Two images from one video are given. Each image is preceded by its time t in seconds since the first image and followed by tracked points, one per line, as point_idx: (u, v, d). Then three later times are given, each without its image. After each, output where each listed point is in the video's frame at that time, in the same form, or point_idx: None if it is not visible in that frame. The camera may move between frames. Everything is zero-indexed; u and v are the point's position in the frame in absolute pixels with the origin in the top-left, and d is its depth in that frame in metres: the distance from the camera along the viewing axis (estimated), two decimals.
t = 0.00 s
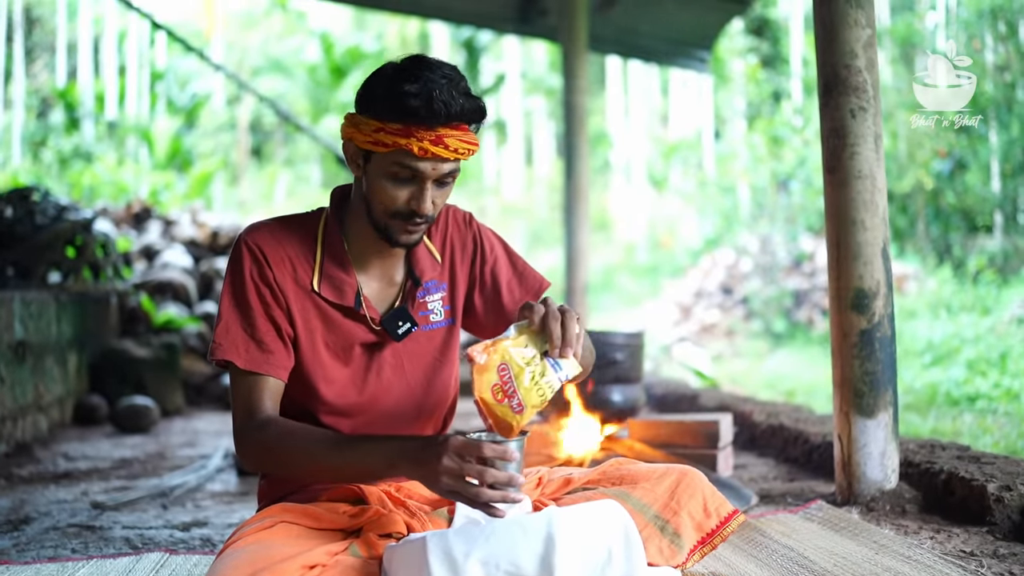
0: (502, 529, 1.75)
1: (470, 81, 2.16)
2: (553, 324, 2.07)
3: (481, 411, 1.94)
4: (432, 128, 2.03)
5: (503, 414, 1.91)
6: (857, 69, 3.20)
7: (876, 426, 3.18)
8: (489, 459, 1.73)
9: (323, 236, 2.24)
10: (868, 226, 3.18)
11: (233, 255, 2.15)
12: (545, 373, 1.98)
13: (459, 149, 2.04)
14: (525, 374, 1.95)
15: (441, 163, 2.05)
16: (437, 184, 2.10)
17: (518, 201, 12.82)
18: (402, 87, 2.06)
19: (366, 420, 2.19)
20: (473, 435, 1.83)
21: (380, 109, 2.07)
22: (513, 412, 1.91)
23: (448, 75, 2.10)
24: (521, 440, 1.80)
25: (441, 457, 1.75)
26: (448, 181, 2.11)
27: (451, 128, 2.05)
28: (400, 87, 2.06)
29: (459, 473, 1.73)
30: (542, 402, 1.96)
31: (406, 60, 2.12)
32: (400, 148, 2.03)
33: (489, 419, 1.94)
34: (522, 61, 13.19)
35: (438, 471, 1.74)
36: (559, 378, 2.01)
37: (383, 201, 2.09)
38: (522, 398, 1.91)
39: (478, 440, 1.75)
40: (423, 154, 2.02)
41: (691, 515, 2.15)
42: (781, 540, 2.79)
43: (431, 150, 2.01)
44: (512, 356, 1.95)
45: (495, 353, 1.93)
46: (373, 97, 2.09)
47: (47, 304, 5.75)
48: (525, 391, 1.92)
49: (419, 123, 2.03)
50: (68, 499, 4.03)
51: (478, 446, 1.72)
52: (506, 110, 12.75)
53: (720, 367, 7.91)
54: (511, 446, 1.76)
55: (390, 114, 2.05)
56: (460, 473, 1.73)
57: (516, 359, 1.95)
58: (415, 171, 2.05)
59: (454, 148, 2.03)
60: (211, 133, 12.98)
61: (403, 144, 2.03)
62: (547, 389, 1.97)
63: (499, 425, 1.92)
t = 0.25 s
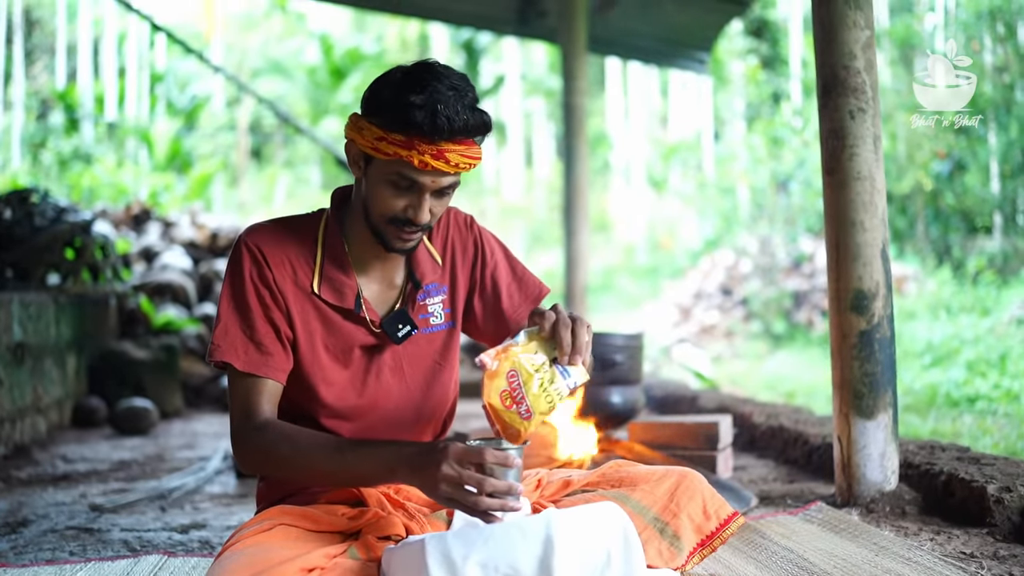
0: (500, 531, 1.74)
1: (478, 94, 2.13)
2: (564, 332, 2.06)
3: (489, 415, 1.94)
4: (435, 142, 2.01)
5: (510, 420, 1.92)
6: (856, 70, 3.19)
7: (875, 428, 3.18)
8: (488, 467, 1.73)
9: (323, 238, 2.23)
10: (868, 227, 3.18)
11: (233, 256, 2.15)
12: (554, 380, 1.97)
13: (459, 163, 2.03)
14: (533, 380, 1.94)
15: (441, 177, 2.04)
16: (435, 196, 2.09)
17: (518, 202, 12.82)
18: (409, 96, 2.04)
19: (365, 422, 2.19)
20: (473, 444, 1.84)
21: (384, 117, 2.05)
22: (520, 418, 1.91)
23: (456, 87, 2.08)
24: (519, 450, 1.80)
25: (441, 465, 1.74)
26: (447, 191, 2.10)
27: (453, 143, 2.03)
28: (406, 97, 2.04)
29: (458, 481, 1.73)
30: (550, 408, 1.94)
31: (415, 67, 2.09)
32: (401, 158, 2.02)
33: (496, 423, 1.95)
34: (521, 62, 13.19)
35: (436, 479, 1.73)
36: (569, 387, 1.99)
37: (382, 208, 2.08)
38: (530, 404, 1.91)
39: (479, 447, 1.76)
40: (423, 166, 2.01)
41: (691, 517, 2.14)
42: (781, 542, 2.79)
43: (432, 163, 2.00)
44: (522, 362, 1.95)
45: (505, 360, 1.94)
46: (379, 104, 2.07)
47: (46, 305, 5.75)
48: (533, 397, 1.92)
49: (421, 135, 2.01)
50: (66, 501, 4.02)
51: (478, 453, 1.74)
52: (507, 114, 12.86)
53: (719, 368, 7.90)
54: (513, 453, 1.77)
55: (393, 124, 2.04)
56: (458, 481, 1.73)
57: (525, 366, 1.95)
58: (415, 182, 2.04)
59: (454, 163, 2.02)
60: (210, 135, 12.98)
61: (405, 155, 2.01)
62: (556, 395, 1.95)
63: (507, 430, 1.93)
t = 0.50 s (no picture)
0: (499, 532, 1.74)
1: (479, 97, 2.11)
2: (569, 338, 2.08)
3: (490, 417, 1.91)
4: (436, 151, 2.00)
5: (511, 423, 1.89)
6: (854, 71, 3.20)
7: (874, 429, 3.18)
8: (494, 466, 1.73)
9: (325, 239, 2.22)
10: (866, 228, 3.18)
11: (235, 256, 2.15)
12: (557, 387, 1.97)
13: (461, 171, 2.03)
14: (536, 384, 1.93)
15: (441, 185, 2.03)
16: (437, 203, 2.08)
17: (516, 205, 12.84)
18: (409, 105, 2.03)
19: (365, 425, 2.19)
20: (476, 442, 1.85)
21: (384, 126, 2.04)
22: (523, 421, 1.89)
23: (456, 92, 2.06)
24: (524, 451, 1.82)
25: (446, 468, 1.73)
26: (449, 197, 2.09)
27: (454, 152, 2.02)
28: (406, 105, 2.03)
29: (465, 482, 1.73)
30: (551, 413, 1.93)
31: (414, 73, 2.07)
32: (402, 168, 2.01)
33: (496, 427, 1.92)
34: (520, 64, 13.18)
35: (442, 482, 1.73)
36: (571, 392, 1.99)
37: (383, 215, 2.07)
38: (532, 408, 1.90)
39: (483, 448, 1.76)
40: (425, 176, 2.01)
41: (689, 519, 2.14)
42: (779, 543, 2.79)
43: (433, 172, 2.00)
44: (526, 365, 1.94)
45: (510, 362, 1.93)
46: (379, 112, 2.06)
47: (43, 308, 5.74)
48: (535, 400, 1.91)
49: (422, 145, 2.00)
50: (64, 504, 4.02)
51: (483, 453, 1.74)
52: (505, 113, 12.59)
53: (718, 370, 7.90)
54: (516, 452, 1.79)
55: (393, 132, 2.03)
56: (465, 482, 1.73)
57: (530, 369, 1.94)
58: (415, 190, 2.04)
59: (456, 171, 2.02)
60: (208, 137, 12.98)
61: (406, 165, 2.01)
62: (558, 401, 1.95)
63: (507, 434, 1.90)
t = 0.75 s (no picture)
0: (496, 529, 1.74)
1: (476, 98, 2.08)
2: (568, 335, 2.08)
3: (486, 413, 1.89)
4: (435, 156, 1.98)
5: (508, 418, 1.88)
6: (851, 68, 3.20)
7: (872, 426, 3.18)
8: (495, 465, 1.72)
9: (323, 237, 2.22)
10: (863, 225, 3.18)
11: (234, 253, 2.15)
12: (555, 383, 1.98)
13: (459, 174, 2.01)
14: (535, 380, 1.94)
15: (440, 189, 2.02)
16: (435, 205, 2.08)
17: (514, 203, 12.85)
18: (406, 109, 2.00)
19: (363, 422, 2.18)
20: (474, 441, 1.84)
21: (382, 130, 2.02)
22: (520, 416, 1.87)
23: (454, 94, 2.03)
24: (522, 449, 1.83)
25: (447, 468, 1.73)
26: (448, 200, 2.08)
27: (453, 156, 2.00)
28: (403, 109, 2.00)
29: (467, 481, 1.73)
30: (548, 410, 1.93)
31: (411, 75, 2.04)
32: (400, 173, 2.00)
33: (492, 423, 1.89)
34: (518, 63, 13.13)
35: (444, 481, 1.73)
36: (568, 390, 2.00)
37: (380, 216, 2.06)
38: (529, 403, 1.89)
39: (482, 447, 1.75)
40: (422, 181, 1.99)
41: (687, 516, 2.14)
42: (777, 540, 2.79)
43: (431, 177, 1.98)
44: (524, 361, 1.95)
45: (508, 357, 1.92)
46: (376, 115, 2.04)
47: (41, 307, 5.74)
48: (533, 396, 1.91)
49: (420, 151, 1.98)
50: (62, 502, 4.01)
51: (483, 452, 1.73)
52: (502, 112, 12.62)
53: (716, 368, 7.90)
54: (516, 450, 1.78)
55: (391, 137, 2.00)
56: (468, 481, 1.73)
57: (528, 365, 1.95)
58: (413, 193, 2.03)
59: (455, 175, 2.01)
60: (206, 136, 12.98)
61: (404, 170, 1.99)
62: (555, 398, 1.95)
63: (504, 430, 1.87)
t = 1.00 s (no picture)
0: (493, 521, 1.74)
1: (467, 92, 2.06)
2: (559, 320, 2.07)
3: (480, 399, 1.92)
4: (421, 153, 1.97)
5: (501, 405, 1.90)
6: (848, 60, 3.19)
7: (868, 418, 3.18)
8: (490, 455, 1.75)
9: (318, 229, 2.21)
10: (860, 217, 3.18)
11: (229, 246, 2.14)
12: (546, 368, 1.96)
13: (446, 170, 2.00)
14: (525, 365, 1.93)
15: (428, 184, 2.02)
16: (424, 200, 2.07)
17: (512, 198, 12.86)
18: (393, 105, 1.99)
19: (360, 413, 2.18)
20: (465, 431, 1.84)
21: (369, 126, 2.02)
22: (511, 403, 1.89)
23: (443, 89, 2.01)
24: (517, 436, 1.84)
25: (442, 458, 1.74)
26: (439, 194, 2.07)
27: (439, 152, 1.99)
28: (390, 105, 1.99)
29: (462, 471, 1.73)
30: (540, 395, 1.93)
31: (400, 69, 2.03)
32: (386, 168, 2.00)
33: (487, 409, 1.93)
34: (516, 57, 12.95)
35: (438, 472, 1.74)
36: (559, 374, 1.99)
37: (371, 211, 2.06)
38: (520, 389, 1.89)
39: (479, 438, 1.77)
40: (408, 176, 1.99)
41: (683, 507, 2.15)
42: (773, 532, 2.79)
43: (418, 172, 1.98)
44: (515, 347, 1.95)
45: (498, 344, 1.94)
46: (364, 110, 2.04)
47: (38, 301, 5.73)
48: (524, 381, 1.90)
49: (406, 147, 1.98)
50: (59, 496, 4.01)
51: (479, 443, 1.74)
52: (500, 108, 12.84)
53: (713, 361, 7.92)
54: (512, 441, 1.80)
55: (378, 134, 2.00)
56: (463, 471, 1.73)
57: (519, 351, 1.94)
58: (402, 189, 2.02)
59: (442, 171, 2.00)
60: (204, 130, 12.94)
61: (390, 166, 1.99)
62: (547, 382, 1.94)
63: (498, 415, 1.91)
